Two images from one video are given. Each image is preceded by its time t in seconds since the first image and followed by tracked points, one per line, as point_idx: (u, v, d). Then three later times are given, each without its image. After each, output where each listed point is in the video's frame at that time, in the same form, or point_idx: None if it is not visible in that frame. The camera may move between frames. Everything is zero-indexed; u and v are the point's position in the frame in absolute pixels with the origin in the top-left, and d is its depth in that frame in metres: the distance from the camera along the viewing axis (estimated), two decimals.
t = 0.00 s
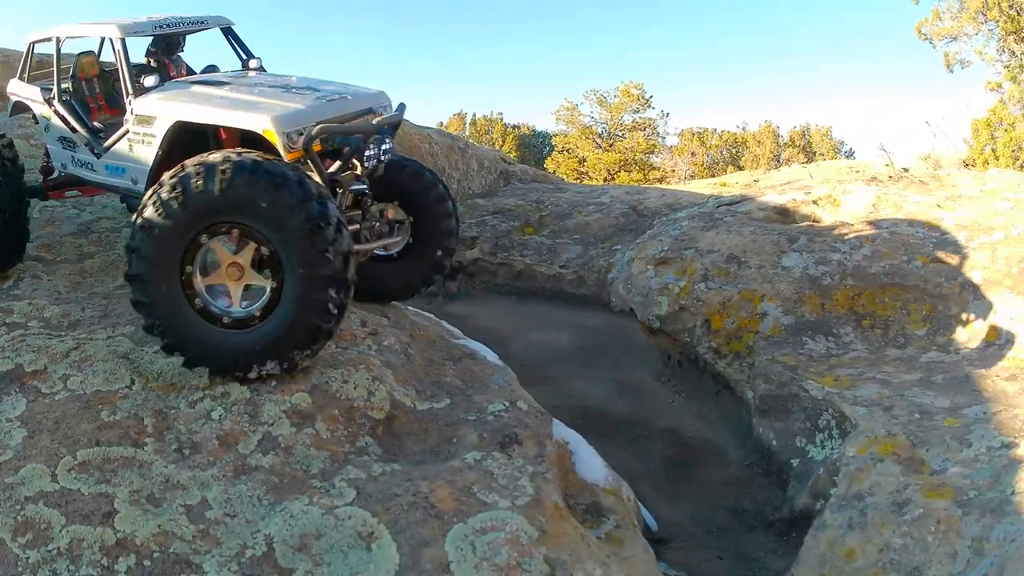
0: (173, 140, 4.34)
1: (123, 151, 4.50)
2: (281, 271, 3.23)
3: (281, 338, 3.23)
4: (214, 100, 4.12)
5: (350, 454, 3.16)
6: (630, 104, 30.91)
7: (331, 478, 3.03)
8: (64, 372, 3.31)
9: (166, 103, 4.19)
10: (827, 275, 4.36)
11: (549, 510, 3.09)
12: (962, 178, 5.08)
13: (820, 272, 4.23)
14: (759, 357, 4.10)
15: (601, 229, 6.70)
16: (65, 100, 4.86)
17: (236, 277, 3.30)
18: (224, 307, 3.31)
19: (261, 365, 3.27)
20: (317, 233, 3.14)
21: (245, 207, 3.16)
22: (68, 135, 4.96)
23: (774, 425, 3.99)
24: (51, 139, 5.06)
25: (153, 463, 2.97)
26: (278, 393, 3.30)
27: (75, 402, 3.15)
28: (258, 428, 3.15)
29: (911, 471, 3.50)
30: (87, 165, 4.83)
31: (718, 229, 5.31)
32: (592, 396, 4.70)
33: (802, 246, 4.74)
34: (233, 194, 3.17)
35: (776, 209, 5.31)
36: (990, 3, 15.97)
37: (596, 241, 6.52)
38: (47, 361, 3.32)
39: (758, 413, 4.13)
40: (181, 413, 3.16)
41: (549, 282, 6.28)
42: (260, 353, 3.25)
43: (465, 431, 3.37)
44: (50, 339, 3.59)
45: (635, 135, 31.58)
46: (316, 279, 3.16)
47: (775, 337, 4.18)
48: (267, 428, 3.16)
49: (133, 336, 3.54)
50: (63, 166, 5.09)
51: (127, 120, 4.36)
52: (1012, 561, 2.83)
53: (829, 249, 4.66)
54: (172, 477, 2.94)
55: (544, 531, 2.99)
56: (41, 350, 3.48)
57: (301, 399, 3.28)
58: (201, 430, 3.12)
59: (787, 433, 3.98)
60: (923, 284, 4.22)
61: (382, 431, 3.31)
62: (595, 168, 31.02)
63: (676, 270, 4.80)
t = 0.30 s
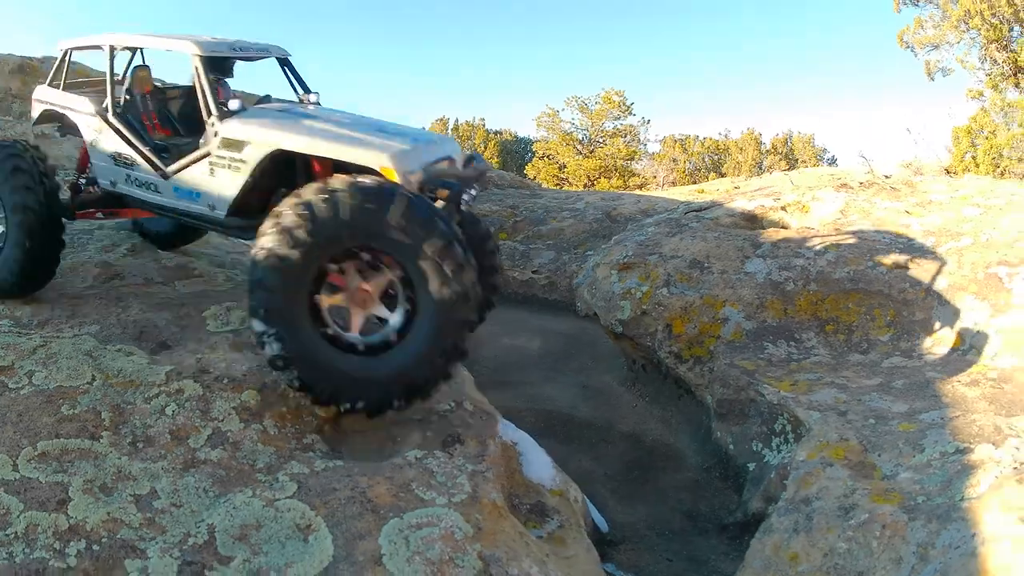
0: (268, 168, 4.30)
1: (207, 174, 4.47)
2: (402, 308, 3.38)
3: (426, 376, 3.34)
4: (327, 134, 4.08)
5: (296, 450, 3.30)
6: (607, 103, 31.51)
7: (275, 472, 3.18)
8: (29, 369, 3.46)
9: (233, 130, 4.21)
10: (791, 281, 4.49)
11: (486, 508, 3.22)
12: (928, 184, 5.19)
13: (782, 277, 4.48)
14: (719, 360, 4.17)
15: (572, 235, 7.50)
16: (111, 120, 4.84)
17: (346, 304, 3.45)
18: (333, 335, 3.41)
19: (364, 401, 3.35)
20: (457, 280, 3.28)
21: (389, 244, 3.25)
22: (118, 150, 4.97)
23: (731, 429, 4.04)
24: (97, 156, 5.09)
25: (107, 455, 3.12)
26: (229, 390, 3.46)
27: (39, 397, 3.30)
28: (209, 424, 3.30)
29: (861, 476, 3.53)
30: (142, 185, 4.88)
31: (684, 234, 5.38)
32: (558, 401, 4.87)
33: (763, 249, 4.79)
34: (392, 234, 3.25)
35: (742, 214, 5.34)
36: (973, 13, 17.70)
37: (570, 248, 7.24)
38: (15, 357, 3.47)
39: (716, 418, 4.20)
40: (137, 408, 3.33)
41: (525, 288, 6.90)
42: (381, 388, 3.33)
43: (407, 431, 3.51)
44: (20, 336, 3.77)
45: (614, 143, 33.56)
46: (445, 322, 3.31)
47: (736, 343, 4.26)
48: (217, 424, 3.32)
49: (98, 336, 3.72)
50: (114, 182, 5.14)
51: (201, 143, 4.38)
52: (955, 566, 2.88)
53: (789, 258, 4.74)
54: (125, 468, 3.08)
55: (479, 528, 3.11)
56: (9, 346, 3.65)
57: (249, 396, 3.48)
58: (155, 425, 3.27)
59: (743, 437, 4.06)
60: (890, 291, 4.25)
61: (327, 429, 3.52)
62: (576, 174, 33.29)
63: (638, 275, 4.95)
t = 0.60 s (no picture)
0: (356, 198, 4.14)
1: (292, 195, 4.15)
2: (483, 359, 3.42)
3: (472, 422, 3.39)
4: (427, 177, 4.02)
5: (243, 437, 3.40)
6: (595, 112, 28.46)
7: (221, 457, 3.27)
8: None
9: (374, 168, 3.93)
10: (755, 281, 4.80)
11: (426, 500, 3.30)
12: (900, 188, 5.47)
13: (748, 279, 4.76)
14: (679, 360, 4.43)
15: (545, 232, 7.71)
16: (135, 87, 4.50)
17: (450, 336, 3.50)
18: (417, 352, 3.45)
19: (394, 414, 3.39)
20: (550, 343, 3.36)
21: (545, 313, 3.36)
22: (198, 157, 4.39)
23: (690, 430, 4.17)
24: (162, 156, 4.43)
25: (60, 437, 3.19)
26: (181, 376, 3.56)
27: None
28: (160, 409, 3.39)
29: (811, 479, 3.53)
30: (221, 196, 4.35)
31: (650, 234, 5.46)
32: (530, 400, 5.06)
33: (729, 251, 5.05)
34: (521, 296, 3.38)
35: (712, 216, 5.62)
36: (957, 19, 16.57)
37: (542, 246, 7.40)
38: None
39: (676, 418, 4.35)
40: (92, 393, 3.42)
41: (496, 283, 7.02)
42: (424, 418, 3.38)
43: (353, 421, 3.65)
44: None
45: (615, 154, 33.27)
46: (522, 381, 3.39)
47: (698, 342, 4.57)
48: (168, 409, 3.40)
49: (59, 323, 3.81)
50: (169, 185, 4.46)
51: (305, 164, 4.06)
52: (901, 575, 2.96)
53: (755, 259, 4.98)
54: (76, 449, 3.16)
55: (417, 519, 3.18)
56: None
57: (200, 382, 3.54)
58: (108, 409, 3.36)
59: (701, 438, 4.14)
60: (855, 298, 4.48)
61: (274, 417, 3.60)
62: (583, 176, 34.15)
63: (604, 275, 5.12)
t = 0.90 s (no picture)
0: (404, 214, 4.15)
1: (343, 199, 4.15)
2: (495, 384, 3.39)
3: (455, 425, 3.34)
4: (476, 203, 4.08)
5: (222, 408, 3.47)
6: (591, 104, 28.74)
7: (199, 428, 3.34)
8: None
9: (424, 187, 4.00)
10: (741, 268, 4.78)
11: (401, 473, 3.35)
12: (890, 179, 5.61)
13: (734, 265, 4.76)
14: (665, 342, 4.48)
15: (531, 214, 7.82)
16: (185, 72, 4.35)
17: (483, 351, 3.47)
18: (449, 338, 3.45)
19: (391, 369, 3.36)
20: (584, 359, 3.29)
21: (583, 371, 3.33)
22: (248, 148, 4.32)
23: (674, 412, 4.18)
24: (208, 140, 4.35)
25: (42, 407, 3.27)
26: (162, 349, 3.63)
27: None
28: (140, 381, 3.46)
29: (791, 458, 3.56)
30: (268, 191, 4.29)
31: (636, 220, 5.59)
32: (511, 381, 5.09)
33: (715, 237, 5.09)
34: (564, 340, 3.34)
35: (700, 202, 5.71)
36: (953, 13, 18.03)
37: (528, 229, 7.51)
38: None
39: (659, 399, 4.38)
40: (75, 367, 3.49)
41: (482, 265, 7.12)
42: (414, 387, 3.34)
43: (330, 395, 3.71)
44: None
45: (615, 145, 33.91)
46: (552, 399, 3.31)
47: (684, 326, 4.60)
48: (148, 381, 3.47)
49: (48, 301, 3.89)
50: (214, 172, 4.37)
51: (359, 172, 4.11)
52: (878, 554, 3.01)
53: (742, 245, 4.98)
54: (58, 419, 3.24)
55: (391, 490, 3.24)
56: None
57: (180, 356, 3.61)
58: (91, 381, 3.43)
59: (685, 420, 4.15)
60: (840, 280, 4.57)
61: (253, 390, 3.67)
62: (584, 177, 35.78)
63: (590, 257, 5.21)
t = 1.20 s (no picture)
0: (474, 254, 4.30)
1: (422, 232, 4.23)
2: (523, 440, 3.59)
3: (483, 440, 3.49)
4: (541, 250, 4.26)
5: (197, 372, 3.55)
6: (579, 90, 27.30)
7: (173, 391, 3.41)
8: None
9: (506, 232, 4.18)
10: (719, 244, 5.07)
11: (371, 436, 3.42)
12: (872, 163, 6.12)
13: (711, 242, 5.03)
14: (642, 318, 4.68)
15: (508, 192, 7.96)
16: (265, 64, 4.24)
17: (548, 411, 3.64)
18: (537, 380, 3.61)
19: (479, 355, 3.55)
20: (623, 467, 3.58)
21: (624, 465, 3.59)
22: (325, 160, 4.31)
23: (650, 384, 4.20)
24: (281, 143, 4.31)
25: (21, 372, 3.33)
26: (140, 315, 3.70)
27: None
28: (118, 346, 3.53)
29: (763, 427, 3.68)
30: (343, 209, 4.28)
31: (615, 197, 5.79)
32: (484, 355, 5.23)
33: (694, 214, 5.38)
34: (622, 442, 3.58)
35: (680, 180, 6.15)
36: None
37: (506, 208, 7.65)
38: None
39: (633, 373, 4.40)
40: (55, 332, 3.55)
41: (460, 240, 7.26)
42: (481, 381, 3.51)
43: (303, 360, 3.76)
44: None
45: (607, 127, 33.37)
46: (581, 485, 3.56)
47: (661, 301, 4.80)
48: (125, 346, 3.54)
49: (28, 272, 3.95)
50: (285, 179, 4.33)
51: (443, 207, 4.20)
52: (846, 519, 3.10)
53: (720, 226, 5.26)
54: (36, 383, 3.30)
55: (361, 453, 3.32)
56: None
57: (157, 322, 3.66)
58: (69, 346, 3.49)
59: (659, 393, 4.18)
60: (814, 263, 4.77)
61: (228, 356, 3.75)
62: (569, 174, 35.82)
63: (568, 233, 5.42)
